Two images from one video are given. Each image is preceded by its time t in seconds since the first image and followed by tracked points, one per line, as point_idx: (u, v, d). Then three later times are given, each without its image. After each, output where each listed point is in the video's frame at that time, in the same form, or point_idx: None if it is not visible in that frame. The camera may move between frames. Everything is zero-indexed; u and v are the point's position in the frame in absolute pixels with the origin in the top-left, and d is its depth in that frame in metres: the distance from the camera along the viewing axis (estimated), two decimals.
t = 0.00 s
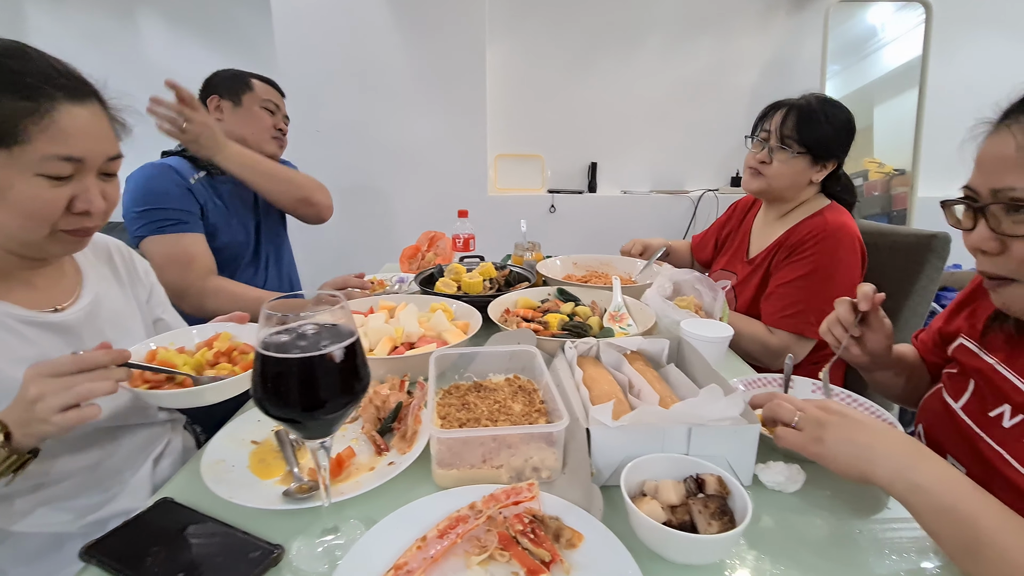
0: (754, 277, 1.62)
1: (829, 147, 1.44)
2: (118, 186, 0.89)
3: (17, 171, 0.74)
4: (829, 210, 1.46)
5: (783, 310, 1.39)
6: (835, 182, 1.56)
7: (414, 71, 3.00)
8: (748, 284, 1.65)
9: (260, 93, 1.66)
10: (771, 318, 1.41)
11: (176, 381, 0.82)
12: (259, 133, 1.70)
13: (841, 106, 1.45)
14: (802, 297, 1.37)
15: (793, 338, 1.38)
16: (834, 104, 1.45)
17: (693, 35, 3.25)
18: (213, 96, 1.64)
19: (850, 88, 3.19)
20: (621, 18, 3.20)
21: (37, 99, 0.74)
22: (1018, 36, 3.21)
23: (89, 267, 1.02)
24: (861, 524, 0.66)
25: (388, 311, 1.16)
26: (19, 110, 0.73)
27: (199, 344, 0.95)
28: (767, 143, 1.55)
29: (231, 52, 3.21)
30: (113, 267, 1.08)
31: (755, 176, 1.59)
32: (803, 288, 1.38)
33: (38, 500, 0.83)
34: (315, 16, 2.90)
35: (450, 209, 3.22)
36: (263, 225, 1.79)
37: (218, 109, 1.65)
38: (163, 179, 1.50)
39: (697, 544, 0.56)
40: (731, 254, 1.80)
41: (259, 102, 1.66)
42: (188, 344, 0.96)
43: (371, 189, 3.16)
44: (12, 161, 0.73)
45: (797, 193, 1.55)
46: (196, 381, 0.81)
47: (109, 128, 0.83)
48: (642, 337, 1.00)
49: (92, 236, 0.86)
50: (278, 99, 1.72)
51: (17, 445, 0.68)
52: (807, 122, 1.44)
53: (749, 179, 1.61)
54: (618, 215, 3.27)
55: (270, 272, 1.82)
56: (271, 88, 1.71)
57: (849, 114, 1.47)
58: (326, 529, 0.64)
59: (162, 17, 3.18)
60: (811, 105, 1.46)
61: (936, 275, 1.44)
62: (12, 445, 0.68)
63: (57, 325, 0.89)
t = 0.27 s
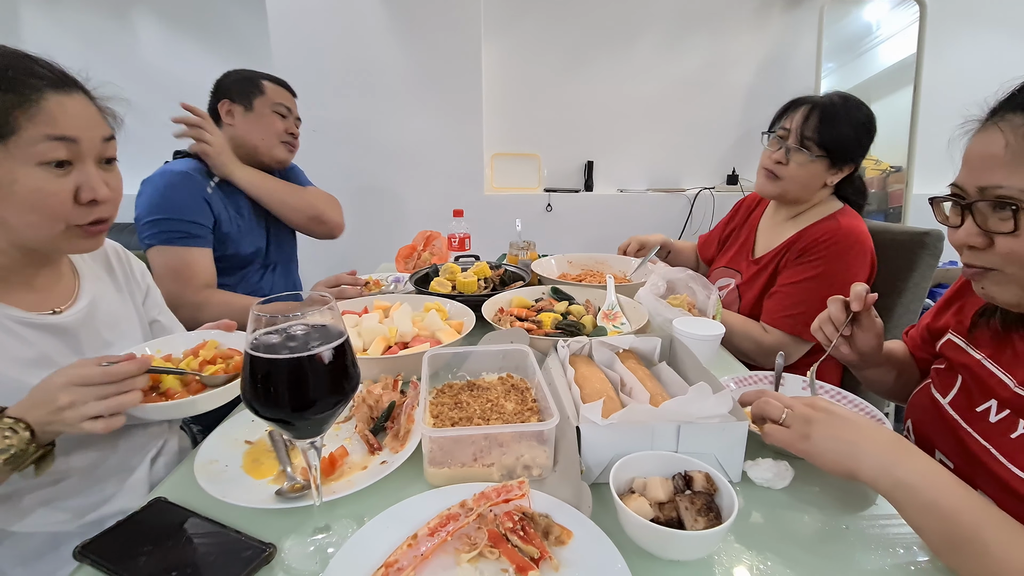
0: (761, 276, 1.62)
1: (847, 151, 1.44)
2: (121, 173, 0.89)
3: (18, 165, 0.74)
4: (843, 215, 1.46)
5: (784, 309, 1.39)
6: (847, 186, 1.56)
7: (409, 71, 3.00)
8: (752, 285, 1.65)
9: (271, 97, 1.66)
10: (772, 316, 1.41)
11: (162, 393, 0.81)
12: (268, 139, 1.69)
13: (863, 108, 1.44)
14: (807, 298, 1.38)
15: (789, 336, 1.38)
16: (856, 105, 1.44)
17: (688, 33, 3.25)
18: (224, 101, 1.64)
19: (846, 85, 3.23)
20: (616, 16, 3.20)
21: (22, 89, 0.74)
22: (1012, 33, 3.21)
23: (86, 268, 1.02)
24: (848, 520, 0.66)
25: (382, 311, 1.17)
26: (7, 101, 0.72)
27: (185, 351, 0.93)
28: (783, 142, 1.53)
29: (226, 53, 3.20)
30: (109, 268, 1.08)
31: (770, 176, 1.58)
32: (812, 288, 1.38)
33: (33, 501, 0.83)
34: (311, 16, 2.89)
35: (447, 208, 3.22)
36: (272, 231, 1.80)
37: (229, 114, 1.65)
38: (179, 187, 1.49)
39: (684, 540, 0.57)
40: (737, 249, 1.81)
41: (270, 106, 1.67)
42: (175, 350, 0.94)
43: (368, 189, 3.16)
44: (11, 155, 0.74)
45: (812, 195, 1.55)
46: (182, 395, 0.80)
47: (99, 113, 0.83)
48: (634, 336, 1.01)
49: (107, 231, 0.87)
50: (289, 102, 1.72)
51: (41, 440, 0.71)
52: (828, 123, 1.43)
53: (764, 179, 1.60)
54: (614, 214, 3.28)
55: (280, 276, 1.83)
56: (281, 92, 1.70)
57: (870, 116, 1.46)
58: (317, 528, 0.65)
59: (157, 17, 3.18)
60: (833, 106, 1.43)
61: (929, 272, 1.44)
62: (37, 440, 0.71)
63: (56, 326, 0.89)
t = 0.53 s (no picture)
0: (769, 274, 1.62)
1: (857, 147, 1.43)
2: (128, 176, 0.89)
3: (25, 168, 0.74)
4: (854, 214, 1.46)
5: (786, 307, 1.40)
6: (858, 182, 1.55)
7: (406, 70, 3.00)
8: (761, 283, 1.65)
9: (273, 101, 1.64)
10: (774, 312, 1.41)
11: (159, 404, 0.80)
12: (274, 146, 1.67)
13: (872, 101, 1.42)
14: (813, 299, 1.38)
15: (789, 333, 1.39)
16: (865, 100, 1.42)
17: (685, 31, 3.26)
18: (227, 107, 1.64)
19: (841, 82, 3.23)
20: (613, 14, 3.20)
21: (27, 95, 0.74)
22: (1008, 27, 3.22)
23: (89, 273, 1.02)
24: (846, 516, 0.67)
25: (382, 313, 1.17)
26: (13, 106, 0.73)
27: (183, 360, 0.93)
28: (790, 141, 1.53)
29: (223, 54, 3.21)
30: (113, 273, 1.09)
31: (778, 175, 1.58)
32: (817, 287, 1.38)
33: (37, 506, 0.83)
34: (307, 17, 2.89)
35: (446, 208, 3.23)
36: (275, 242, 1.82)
37: (233, 121, 1.64)
38: (184, 201, 1.50)
39: (683, 537, 0.57)
40: (742, 247, 1.82)
41: (273, 112, 1.64)
42: (173, 361, 0.93)
43: (367, 189, 3.17)
44: (18, 159, 0.74)
45: (820, 192, 1.55)
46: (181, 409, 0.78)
47: (103, 119, 0.83)
48: (633, 335, 1.01)
49: (112, 236, 0.87)
50: (294, 105, 1.70)
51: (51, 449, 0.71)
52: (834, 120, 1.42)
53: (772, 177, 1.61)
54: (613, 212, 3.28)
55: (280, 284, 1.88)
56: (283, 93, 1.67)
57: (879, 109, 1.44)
58: (319, 529, 0.65)
59: (154, 20, 3.18)
60: (841, 102, 1.43)
61: (928, 267, 1.44)
62: (48, 450, 0.71)
63: (61, 333, 0.89)
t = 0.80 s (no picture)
0: (773, 271, 1.62)
1: (858, 146, 1.44)
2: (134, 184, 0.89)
3: (31, 176, 0.75)
4: (860, 213, 1.46)
5: (789, 304, 1.40)
6: (862, 179, 1.56)
7: (406, 70, 3.00)
8: (763, 282, 1.65)
9: (275, 109, 1.63)
10: (778, 310, 1.41)
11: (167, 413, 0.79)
12: (282, 158, 1.67)
13: (872, 101, 1.43)
14: (818, 296, 1.38)
15: (791, 332, 1.39)
16: (865, 100, 1.43)
17: (685, 29, 3.26)
18: (230, 119, 1.66)
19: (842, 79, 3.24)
20: (612, 13, 3.20)
21: (35, 102, 0.74)
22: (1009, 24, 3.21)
23: (93, 274, 1.02)
24: (847, 513, 0.67)
25: (384, 312, 1.17)
26: (20, 113, 0.73)
27: (183, 365, 0.91)
28: (790, 142, 1.55)
29: (223, 55, 3.21)
30: (116, 274, 1.09)
31: (781, 176, 1.58)
32: (823, 285, 1.39)
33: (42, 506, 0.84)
34: (307, 17, 2.89)
35: (446, 207, 3.23)
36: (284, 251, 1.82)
37: (239, 132, 1.67)
38: (189, 215, 1.51)
39: (685, 535, 0.57)
40: (743, 246, 1.82)
41: (275, 120, 1.64)
42: (174, 366, 0.92)
43: (367, 189, 3.17)
44: (24, 167, 0.74)
45: (822, 191, 1.55)
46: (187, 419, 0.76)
47: (110, 125, 0.83)
48: (634, 334, 1.01)
49: (113, 240, 0.87)
50: (299, 109, 1.67)
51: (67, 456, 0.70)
52: (834, 120, 1.43)
53: (774, 179, 1.61)
54: (613, 211, 3.28)
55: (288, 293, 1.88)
56: (284, 96, 1.64)
57: (880, 109, 1.45)
58: (323, 528, 0.65)
59: (153, 20, 3.17)
60: (841, 103, 1.44)
61: (928, 266, 1.45)
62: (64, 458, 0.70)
63: (67, 334, 0.89)
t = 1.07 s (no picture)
0: (772, 269, 1.61)
1: (854, 141, 1.45)
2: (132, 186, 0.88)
3: (27, 178, 0.74)
4: (854, 210, 1.46)
5: (790, 302, 1.40)
6: (857, 175, 1.56)
7: (406, 69, 3.00)
8: (762, 280, 1.65)
9: (293, 117, 1.62)
10: (779, 308, 1.41)
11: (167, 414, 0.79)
12: (298, 166, 1.67)
13: (864, 98, 1.45)
14: (818, 293, 1.38)
15: (792, 330, 1.39)
16: (857, 96, 1.45)
17: (685, 28, 3.25)
18: (245, 124, 1.64)
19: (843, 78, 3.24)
20: (613, 12, 3.20)
21: (36, 104, 0.73)
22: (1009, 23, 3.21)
23: (94, 274, 1.02)
24: (850, 512, 0.67)
25: (384, 311, 1.17)
26: (20, 115, 0.72)
27: (182, 367, 0.91)
28: (786, 142, 1.54)
29: (223, 54, 3.20)
30: (117, 273, 1.09)
31: (777, 176, 1.58)
32: (822, 282, 1.38)
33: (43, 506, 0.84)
34: (307, 16, 2.89)
35: (446, 206, 3.22)
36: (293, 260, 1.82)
37: (253, 138, 1.65)
38: (195, 219, 1.51)
39: (688, 534, 0.57)
40: (742, 245, 1.82)
41: (292, 128, 1.63)
42: (174, 367, 0.92)
43: (367, 188, 3.17)
44: (21, 169, 0.73)
45: (819, 189, 1.55)
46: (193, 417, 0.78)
47: (110, 126, 0.82)
48: (636, 332, 1.01)
49: (110, 241, 0.86)
50: (317, 117, 1.66)
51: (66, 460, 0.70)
52: (829, 117, 1.43)
53: (771, 179, 1.60)
54: (613, 210, 3.28)
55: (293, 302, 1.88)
56: (301, 103, 1.63)
57: (872, 106, 1.46)
58: (325, 527, 0.65)
59: (153, 20, 3.17)
60: (834, 100, 1.45)
61: (929, 264, 1.44)
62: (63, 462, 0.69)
63: (68, 333, 0.89)
